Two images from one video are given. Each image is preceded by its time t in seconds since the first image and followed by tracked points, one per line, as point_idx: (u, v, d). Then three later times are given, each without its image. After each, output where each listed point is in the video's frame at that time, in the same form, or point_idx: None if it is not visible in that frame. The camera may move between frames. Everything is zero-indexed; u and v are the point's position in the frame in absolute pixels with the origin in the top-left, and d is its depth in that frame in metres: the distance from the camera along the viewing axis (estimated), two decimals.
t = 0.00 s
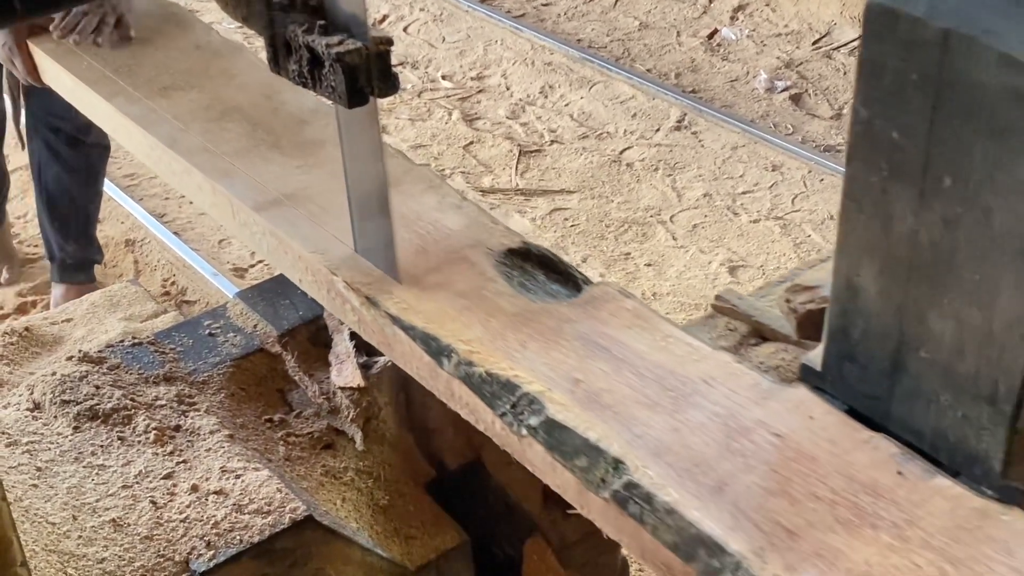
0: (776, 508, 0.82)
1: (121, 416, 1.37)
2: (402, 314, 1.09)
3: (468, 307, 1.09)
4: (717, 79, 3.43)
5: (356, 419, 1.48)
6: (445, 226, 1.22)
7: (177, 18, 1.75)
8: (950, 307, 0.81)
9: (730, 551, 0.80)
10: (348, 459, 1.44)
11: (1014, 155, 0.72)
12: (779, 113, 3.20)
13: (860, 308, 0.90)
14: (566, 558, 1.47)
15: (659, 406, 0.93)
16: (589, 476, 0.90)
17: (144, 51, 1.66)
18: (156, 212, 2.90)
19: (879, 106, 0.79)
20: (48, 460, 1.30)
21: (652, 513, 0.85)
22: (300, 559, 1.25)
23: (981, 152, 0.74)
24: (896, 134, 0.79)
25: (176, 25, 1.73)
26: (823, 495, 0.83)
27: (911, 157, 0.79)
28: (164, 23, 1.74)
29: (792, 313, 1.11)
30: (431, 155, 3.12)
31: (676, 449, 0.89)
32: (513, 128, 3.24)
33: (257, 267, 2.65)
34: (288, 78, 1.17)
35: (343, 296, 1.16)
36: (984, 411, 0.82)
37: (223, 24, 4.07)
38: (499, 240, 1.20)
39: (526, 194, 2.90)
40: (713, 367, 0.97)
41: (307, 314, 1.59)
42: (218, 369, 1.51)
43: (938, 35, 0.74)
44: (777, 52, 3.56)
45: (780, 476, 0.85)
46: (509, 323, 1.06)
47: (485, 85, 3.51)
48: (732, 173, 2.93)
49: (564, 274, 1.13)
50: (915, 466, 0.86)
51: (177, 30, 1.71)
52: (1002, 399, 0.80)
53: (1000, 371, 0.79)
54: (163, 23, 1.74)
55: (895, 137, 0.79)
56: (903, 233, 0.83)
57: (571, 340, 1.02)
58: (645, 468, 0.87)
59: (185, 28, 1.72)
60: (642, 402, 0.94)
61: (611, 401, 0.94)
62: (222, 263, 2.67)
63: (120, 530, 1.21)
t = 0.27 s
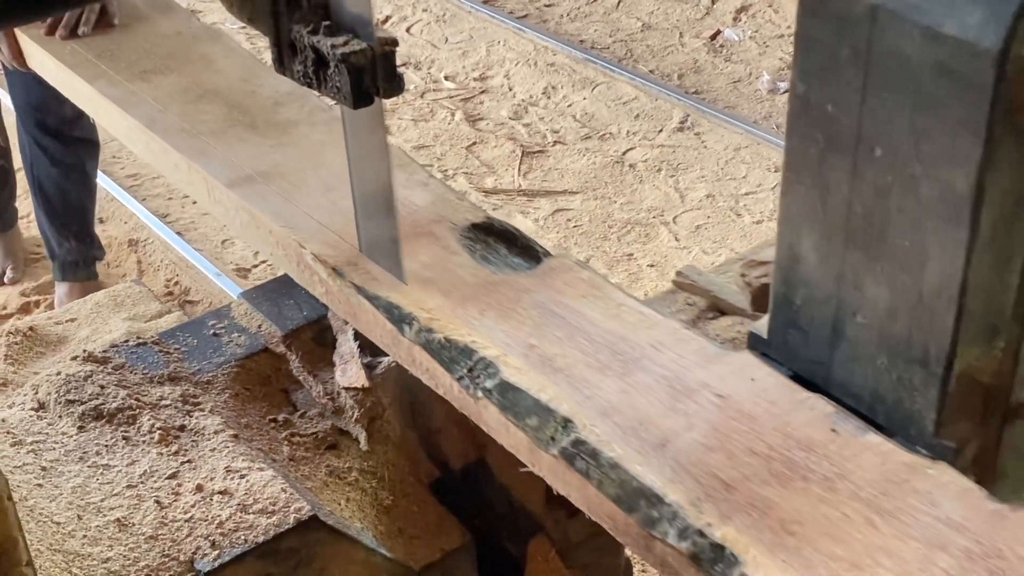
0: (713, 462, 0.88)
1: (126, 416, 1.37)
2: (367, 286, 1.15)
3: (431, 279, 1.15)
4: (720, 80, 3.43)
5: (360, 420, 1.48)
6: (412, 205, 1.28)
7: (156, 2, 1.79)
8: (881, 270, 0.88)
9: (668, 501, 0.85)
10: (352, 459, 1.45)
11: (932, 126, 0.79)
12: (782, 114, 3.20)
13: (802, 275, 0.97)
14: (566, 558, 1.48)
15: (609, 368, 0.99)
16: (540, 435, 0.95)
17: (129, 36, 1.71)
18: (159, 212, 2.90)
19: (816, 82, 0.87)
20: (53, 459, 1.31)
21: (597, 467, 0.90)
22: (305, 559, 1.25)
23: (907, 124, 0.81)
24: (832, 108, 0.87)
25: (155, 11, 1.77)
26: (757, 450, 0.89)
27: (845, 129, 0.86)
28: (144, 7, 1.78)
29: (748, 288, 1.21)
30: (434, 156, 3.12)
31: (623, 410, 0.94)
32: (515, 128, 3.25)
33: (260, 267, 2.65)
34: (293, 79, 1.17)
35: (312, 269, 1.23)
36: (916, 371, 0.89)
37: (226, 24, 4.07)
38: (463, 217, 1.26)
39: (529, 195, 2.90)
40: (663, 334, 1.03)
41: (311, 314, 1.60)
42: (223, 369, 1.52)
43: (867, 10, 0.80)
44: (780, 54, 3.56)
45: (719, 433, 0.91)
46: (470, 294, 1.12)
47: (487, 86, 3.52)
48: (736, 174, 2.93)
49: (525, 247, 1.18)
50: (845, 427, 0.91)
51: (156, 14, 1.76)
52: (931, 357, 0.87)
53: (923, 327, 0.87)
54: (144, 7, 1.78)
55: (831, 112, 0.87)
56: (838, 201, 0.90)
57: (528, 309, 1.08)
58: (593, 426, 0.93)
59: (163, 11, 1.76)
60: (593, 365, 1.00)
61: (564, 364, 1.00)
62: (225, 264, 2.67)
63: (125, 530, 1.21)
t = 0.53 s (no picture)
0: (662, 418, 0.88)
1: (133, 415, 1.37)
2: (336, 255, 1.17)
3: (398, 250, 1.16)
4: (724, 80, 3.43)
5: (368, 419, 1.49)
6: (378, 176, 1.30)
7: None
8: (825, 236, 0.87)
9: (616, 454, 0.85)
10: (359, 459, 1.46)
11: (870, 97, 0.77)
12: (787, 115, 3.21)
13: (751, 243, 0.95)
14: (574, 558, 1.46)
15: (564, 334, 0.99)
16: (498, 395, 0.96)
17: (115, 18, 1.71)
18: (164, 211, 2.90)
19: (758, 53, 0.84)
20: (61, 458, 1.31)
21: (550, 424, 0.90)
22: (313, 558, 1.25)
23: (844, 95, 0.79)
24: (775, 80, 0.85)
25: None
26: (704, 408, 0.89)
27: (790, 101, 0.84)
28: None
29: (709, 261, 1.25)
30: (439, 155, 3.12)
31: (578, 371, 0.94)
32: (520, 129, 3.25)
33: (265, 266, 2.65)
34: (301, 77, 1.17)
35: (286, 241, 1.24)
36: (858, 334, 0.88)
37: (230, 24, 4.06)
38: (433, 193, 1.28)
39: (534, 195, 2.90)
40: (620, 301, 1.03)
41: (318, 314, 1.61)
42: (230, 368, 1.52)
43: None
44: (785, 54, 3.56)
45: (668, 392, 0.91)
46: (436, 266, 1.13)
47: (492, 86, 3.52)
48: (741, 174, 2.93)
49: (493, 223, 1.20)
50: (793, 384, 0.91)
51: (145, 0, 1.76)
52: (872, 322, 0.86)
53: (866, 296, 0.86)
54: None
55: (775, 85, 0.85)
56: (784, 171, 0.88)
57: (491, 280, 1.09)
58: (547, 387, 0.93)
59: None
60: (550, 330, 1.00)
61: (521, 331, 1.01)
62: (230, 263, 2.67)
63: (133, 528, 1.21)
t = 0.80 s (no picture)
0: (607, 382, 1.00)
1: (137, 416, 1.38)
2: (306, 231, 1.26)
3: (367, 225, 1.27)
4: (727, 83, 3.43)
5: (370, 421, 1.48)
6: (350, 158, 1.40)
7: None
8: (771, 213, 1.15)
9: (564, 417, 0.97)
10: (361, 460, 1.44)
11: (807, 84, 1.04)
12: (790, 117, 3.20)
13: (703, 217, 1.25)
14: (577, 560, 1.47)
15: (522, 303, 1.12)
16: (455, 362, 1.07)
17: (121, 25, 1.80)
18: (167, 212, 2.90)
19: (706, 39, 1.13)
20: (64, 459, 1.31)
21: (503, 389, 1.01)
22: (314, 561, 1.26)
23: (786, 90, 1.07)
24: (719, 62, 1.13)
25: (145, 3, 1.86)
26: (650, 373, 1.02)
27: (733, 84, 1.13)
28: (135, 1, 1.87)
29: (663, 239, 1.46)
30: (442, 157, 3.13)
31: (535, 339, 1.07)
32: (523, 130, 3.25)
33: (267, 267, 2.65)
34: (306, 80, 1.17)
35: (257, 218, 1.33)
36: (801, 306, 1.15)
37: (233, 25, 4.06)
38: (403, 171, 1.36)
39: (536, 197, 2.91)
40: (576, 275, 1.16)
41: (321, 316, 1.61)
42: (234, 370, 1.53)
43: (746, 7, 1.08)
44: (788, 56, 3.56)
45: (616, 359, 1.04)
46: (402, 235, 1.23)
47: (495, 87, 3.52)
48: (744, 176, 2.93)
49: (458, 202, 1.30)
50: (734, 352, 1.04)
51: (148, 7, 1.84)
52: (813, 292, 1.13)
53: (805, 253, 1.13)
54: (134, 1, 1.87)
55: (721, 65, 1.13)
56: (731, 150, 1.17)
57: (457, 253, 1.21)
58: (501, 354, 1.05)
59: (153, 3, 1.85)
60: (508, 302, 1.13)
61: (480, 300, 1.13)
62: (233, 264, 2.67)
63: (136, 529, 1.21)
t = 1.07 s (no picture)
0: (561, 348, 1.08)
1: (138, 415, 1.38)
2: (275, 207, 1.34)
3: (335, 201, 1.34)
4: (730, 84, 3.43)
5: (370, 421, 1.47)
6: (320, 136, 1.47)
7: None
8: (716, 189, 1.41)
9: (516, 377, 1.05)
10: (363, 460, 1.45)
11: (751, 69, 1.28)
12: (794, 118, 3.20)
13: (657, 192, 1.52)
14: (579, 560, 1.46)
15: (480, 273, 1.21)
16: (415, 328, 1.15)
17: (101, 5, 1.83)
18: (170, 211, 2.90)
19: (660, 22, 1.37)
20: (66, 458, 1.31)
21: (459, 353, 1.10)
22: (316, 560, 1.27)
23: (735, 59, 1.29)
24: (669, 39, 1.37)
25: None
26: (598, 339, 1.09)
27: (683, 60, 1.37)
28: None
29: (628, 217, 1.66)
30: (444, 157, 3.13)
31: (492, 306, 1.15)
32: (525, 131, 3.25)
33: (270, 267, 2.65)
34: (307, 80, 1.17)
35: (229, 193, 1.40)
36: (746, 275, 1.42)
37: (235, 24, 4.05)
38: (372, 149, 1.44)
39: (538, 197, 2.90)
40: (532, 246, 1.25)
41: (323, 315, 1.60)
42: (236, 369, 1.52)
43: None
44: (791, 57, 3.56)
45: (570, 326, 1.11)
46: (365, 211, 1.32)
47: (497, 88, 3.52)
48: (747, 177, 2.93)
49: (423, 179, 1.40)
50: (682, 319, 1.13)
51: None
52: (756, 262, 1.40)
53: (746, 227, 1.39)
54: None
55: (670, 42, 1.37)
56: (682, 130, 1.42)
57: (420, 226, 1.31)
58: (458, 321, 1.13)
59: None
60: (468, 271, 1.22)
61: (444, 275, 1.21)
62: (235, 264, 2.67)
63: (137, 529, 1.21)
